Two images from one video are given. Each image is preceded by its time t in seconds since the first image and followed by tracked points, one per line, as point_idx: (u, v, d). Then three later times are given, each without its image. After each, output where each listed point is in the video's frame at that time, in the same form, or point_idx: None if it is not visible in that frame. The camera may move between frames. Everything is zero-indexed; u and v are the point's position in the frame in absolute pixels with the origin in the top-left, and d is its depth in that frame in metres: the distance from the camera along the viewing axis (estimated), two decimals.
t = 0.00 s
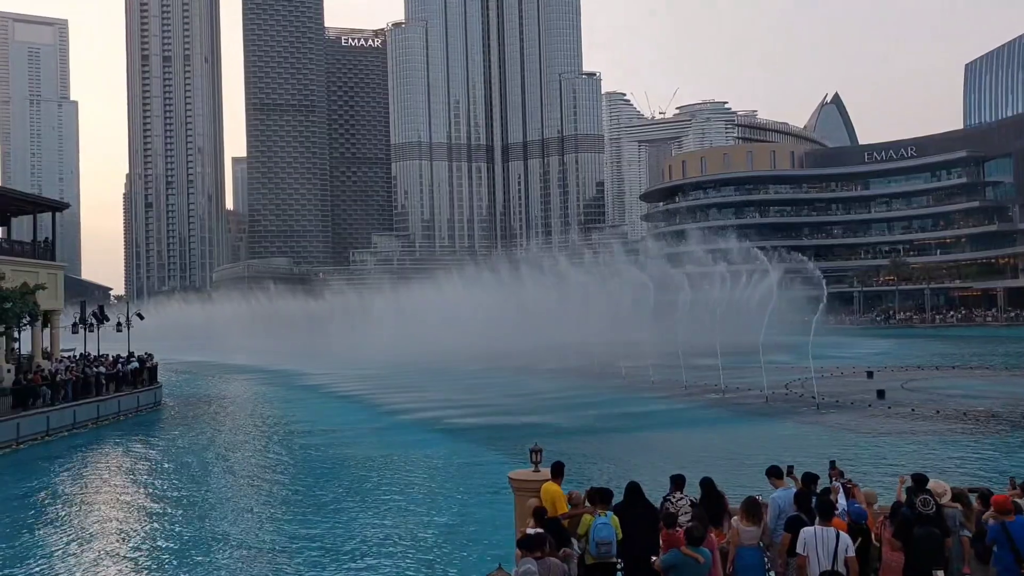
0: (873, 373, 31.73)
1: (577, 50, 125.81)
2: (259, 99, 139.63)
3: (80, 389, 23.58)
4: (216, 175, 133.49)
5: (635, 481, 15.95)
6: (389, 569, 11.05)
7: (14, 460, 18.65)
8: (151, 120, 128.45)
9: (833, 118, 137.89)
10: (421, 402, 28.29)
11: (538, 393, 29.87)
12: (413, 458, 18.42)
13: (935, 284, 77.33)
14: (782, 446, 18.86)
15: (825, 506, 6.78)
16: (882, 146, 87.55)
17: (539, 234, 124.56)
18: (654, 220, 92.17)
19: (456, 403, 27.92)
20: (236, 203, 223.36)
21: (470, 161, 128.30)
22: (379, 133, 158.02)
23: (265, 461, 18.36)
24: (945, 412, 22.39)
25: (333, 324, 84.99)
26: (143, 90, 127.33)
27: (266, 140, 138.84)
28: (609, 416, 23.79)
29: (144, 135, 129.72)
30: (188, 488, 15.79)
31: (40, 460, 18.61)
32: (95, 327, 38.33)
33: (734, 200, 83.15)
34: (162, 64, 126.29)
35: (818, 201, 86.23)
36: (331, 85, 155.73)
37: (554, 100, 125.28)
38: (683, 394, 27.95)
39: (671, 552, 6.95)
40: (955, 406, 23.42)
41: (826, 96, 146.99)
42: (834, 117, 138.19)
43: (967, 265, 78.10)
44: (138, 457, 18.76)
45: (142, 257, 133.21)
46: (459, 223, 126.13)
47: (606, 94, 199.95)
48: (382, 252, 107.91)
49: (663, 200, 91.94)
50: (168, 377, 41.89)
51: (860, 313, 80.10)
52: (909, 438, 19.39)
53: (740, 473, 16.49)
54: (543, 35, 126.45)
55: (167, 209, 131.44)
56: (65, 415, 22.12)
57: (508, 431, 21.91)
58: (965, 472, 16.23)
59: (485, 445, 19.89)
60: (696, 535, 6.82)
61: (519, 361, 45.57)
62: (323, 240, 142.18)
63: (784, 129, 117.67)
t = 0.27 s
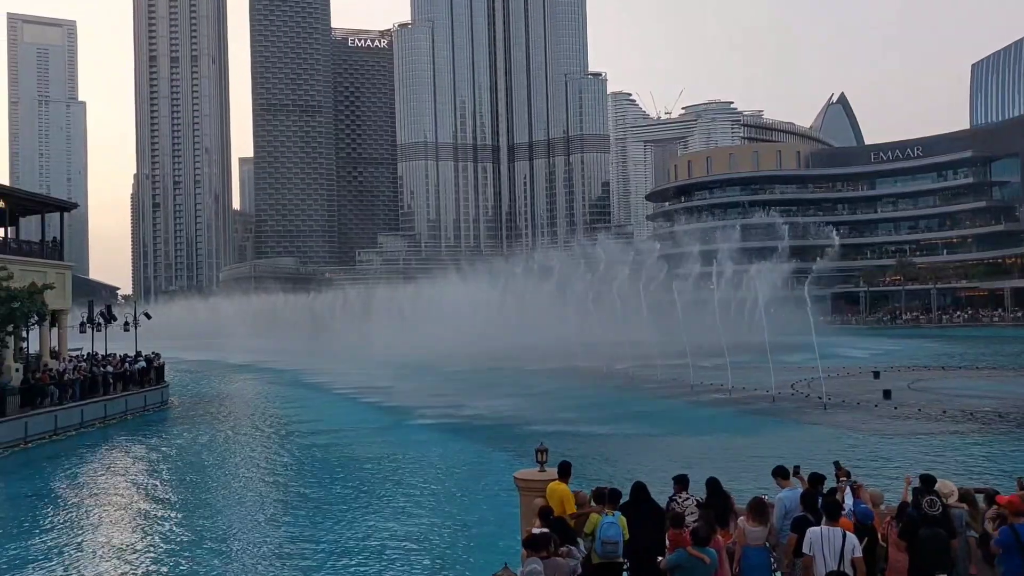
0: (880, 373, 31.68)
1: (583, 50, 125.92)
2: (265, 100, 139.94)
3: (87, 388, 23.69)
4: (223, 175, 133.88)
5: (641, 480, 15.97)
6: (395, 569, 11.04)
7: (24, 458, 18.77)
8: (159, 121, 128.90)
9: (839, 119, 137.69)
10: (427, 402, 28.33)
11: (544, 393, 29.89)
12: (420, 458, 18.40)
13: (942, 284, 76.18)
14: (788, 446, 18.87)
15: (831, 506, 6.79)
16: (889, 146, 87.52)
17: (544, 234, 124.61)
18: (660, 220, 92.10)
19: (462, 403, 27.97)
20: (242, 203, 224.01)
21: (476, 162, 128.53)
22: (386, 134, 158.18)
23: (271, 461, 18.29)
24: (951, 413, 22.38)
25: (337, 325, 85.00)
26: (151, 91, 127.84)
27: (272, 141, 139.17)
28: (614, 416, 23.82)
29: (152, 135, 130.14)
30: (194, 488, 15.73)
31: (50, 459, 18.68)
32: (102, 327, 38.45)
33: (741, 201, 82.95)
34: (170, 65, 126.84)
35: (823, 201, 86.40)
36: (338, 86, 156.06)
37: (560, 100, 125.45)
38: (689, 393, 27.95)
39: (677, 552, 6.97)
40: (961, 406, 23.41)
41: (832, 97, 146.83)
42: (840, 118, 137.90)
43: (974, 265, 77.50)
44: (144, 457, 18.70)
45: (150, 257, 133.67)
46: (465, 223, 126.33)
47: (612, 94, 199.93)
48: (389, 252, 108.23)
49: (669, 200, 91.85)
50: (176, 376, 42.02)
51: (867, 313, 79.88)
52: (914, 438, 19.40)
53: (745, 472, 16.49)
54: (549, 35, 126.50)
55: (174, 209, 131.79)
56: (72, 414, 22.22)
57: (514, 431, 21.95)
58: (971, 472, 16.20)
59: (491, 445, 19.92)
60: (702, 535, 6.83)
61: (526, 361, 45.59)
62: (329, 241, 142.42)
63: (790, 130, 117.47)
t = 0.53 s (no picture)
0: (885, 373, 31.61)
1: (589, 50, 125.95)
2: (270, 100, 140.03)
3: (94, 388, 23.78)
4: (229, 176, 134.11)
5: (647, 479, 15.94)
6: (401, 569, 11.04)
7: (30, 458, 18.79)
8: (165, 120, 129.10)
9: (844, 119, 137.46)
10: (431, 402, 28.36)
11: (550, 393, 29.92)
12: (424, 458, 18.39)
13: (947, 284, 76.70)
14: (793, 446, 18.85)
15: (836, 507, 6.79)
16: (894, 146, 87.35)
17: (549, 234, 124.66)
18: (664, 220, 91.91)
19: (467, 403, 27.96)
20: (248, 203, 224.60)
21: (480, 162, 128.61)
22: (391, 134, 158.20)
23: (275, 461, 18.21)
24: (957, 413, 22.34)
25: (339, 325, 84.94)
26: (157, 91, 128.07)
27: (278, 141, 139.28)
28: (619, 416, 23.78)
29: (157, 135, 130.39)
30: (200, 488, 15.68)
31: (57, 458, 18.70)
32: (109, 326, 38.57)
33: (748, 200, 82.36)
34: (176, 65, 127.12)
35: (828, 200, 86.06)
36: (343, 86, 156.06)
37: (565, 100, 125.44)
38: (694, 393, 27.94)
39: (682, 552, 6.97)
40: (966, 406, 23.39)
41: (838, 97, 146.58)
42: (845, 118, 137.58)
43: (979, 265, 77.56)
44: (151, 457, 18.70)
45: (155, 256, 134.04)
46: (470, 223, 126.39)
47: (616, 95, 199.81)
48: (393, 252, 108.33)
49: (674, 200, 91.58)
50: (181, 376, 42.04)
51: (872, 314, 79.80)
52: (919, 438, 19.37)
53: (750, 473, 16.45)
54: (554, 35, 126.38)
55: (180, 209, 132.08)
56: (79, 413, 22.28)
57: (518, 430, 21.93)
58: (976, 472, 16.18)
59: (496, 445, 19.92)
60: (706, 536, 6.83)
61: (531, 361, 45.55)
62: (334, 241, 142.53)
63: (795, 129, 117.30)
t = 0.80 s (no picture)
0: (890, 373, 31.54)
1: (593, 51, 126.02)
2: (275, 100, 140.23)
3: (99, 387, 23.86)
4: (234, 176, 134.38)
5: (651, 480, 15.94)
6: (405, 568, 11.08)
7: (35, 457, 18.83)
8: (170, 120, 129.47)
9: (848, 118, 137.36)
10: (436, 402, 28.41)
11: (554, 392, 29.96)
12: (428, 457, 18.44)
13: (951, 284, 76.22)
14: (798, 446, 18.84)
15: (840, 507, 6.79)
16: (898, 146, 86.99)
17: (553, 234, 124.80)
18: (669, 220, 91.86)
19: (472, 402, 28.01)
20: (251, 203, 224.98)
21: (485, 162, 128.78)
22: (396, 134, 158.41)
23: (280, 460, 18.27)
24: (961, 413, 22.33)
25: (347, 324, 85.07)
26: (162, 91, 128.46)
27: (282, 142, 139.49)
28: (624, 416, 23.80)
29: (162, 135, 130.76)
30: (205, 487, 15.76)
31: (63, 457, 18.80)
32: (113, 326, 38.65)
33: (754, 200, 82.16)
34: (180, 65, 127.44)
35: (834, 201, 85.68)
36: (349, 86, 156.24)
37: (569, 100, 125.53)
38: (698, 393, 27.95)
39: (686, 552, 6.98)
40: (971, 406, 23.38)
41: (842, 97, 146.48)
42: (849, 117, 137.27)
43: (984, 265, 77.43)
44: (157, 456, 18.78)
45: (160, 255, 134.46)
46: (474, 224, 126.56)
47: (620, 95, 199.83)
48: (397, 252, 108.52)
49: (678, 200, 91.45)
50: (186, 375, 42.17)
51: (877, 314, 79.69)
52: (924, 438, 19.35)
53: (754, 473, 16.46)
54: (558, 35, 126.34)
55: (184, 209, 132.44)
56: (85, 413, 22.36)
57: (523, 430, 21.96)
58: (981, 472, 16.15)
59: (500, 445, 19.93)
60: (710, 536, 6.83)
61: (535, 361, 45.60)
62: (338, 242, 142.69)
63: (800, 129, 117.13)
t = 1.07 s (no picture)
0: (896, 375, 31.38)
1: (598, 51, 125.98)
2: (280, 101, 140.51)
3: (102, 388, 23.87)
4: (238, 176, 134.57)
5: (655, 481, 15.88)
6: (408, 568, 11.08)
7: (42, 457, 18.95)
8: (174, 121, 129.83)
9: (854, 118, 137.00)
10: (440, 403, 28.39)
11: (560, 393, 29.93)
12: (432, 458, 18.43)
13: (958, 286, 76.86)
14: (803, 448, 18.72)
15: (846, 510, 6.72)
16: (904, 147, 87.02)
17: (557, 234, 124.88)
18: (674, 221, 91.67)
19: (476, 403, 27.98)
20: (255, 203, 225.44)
21: (489, 162, 128.86)
22: (401, 134, 158.70)
23: (284, 461, 18.29)
24: (968, 414, 22.20)
25: (351, 325, 85.09)
26: (166, 92, 128.88)
27: (287, 143, 139.77)
28: (628, 417, 23.74)
29: (167, 136, 131.18)
30: (209, 488, 15.81)
31: (68, 458, 18.88)
32: (117, 328, 38.69)
33: (759, 200, 82.04)
34: (185, 66, 127.76)
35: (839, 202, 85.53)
36: (353, 87, 156.48)
37: (573, 101, 125.51)
38: (702, 395, 27.92)
39: (690, 553, 6.94)
40: (978, 408, 23.24)
41: (848, 96, 146.11)
42: (855, 117, 136.92)
43: (990, 266, 77.07)
44: (161, 456, 18.84)
45: (164, 255, 134.92)
46: (478, 224, 126.68)
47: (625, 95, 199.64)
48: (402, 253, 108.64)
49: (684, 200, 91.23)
50: (189, 376, 42.28)
51: (882, 315, 79.45)
52: (931, 440, 19.22)
53: (759, 474, 16.38)
54: (563, 35, 126.14)
55: (189, 210, 132.87)
56: (88, 413, 22.38)
57: (526, 432, 21.92)
58: (988, 475, 16.04)
59: (505, 446, 19.88)
60: (715, 536, 6.78)
61: (539, 362, 45.56)
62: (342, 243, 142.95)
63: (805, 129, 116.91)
